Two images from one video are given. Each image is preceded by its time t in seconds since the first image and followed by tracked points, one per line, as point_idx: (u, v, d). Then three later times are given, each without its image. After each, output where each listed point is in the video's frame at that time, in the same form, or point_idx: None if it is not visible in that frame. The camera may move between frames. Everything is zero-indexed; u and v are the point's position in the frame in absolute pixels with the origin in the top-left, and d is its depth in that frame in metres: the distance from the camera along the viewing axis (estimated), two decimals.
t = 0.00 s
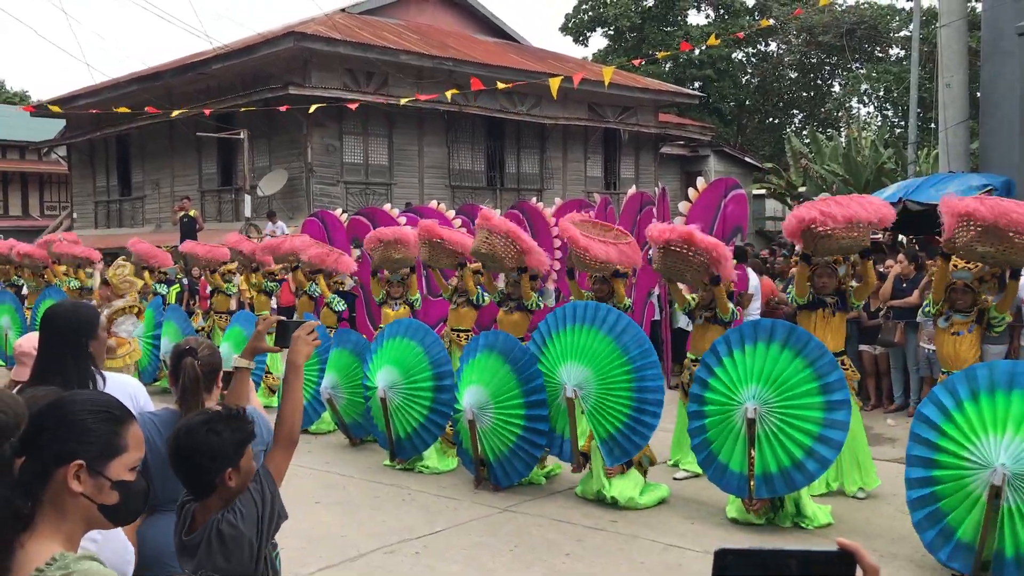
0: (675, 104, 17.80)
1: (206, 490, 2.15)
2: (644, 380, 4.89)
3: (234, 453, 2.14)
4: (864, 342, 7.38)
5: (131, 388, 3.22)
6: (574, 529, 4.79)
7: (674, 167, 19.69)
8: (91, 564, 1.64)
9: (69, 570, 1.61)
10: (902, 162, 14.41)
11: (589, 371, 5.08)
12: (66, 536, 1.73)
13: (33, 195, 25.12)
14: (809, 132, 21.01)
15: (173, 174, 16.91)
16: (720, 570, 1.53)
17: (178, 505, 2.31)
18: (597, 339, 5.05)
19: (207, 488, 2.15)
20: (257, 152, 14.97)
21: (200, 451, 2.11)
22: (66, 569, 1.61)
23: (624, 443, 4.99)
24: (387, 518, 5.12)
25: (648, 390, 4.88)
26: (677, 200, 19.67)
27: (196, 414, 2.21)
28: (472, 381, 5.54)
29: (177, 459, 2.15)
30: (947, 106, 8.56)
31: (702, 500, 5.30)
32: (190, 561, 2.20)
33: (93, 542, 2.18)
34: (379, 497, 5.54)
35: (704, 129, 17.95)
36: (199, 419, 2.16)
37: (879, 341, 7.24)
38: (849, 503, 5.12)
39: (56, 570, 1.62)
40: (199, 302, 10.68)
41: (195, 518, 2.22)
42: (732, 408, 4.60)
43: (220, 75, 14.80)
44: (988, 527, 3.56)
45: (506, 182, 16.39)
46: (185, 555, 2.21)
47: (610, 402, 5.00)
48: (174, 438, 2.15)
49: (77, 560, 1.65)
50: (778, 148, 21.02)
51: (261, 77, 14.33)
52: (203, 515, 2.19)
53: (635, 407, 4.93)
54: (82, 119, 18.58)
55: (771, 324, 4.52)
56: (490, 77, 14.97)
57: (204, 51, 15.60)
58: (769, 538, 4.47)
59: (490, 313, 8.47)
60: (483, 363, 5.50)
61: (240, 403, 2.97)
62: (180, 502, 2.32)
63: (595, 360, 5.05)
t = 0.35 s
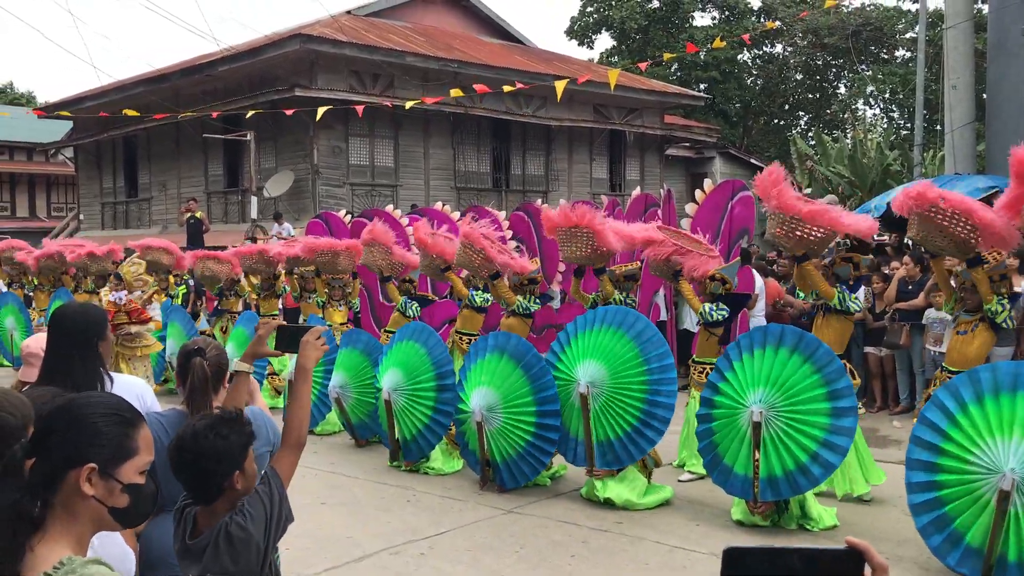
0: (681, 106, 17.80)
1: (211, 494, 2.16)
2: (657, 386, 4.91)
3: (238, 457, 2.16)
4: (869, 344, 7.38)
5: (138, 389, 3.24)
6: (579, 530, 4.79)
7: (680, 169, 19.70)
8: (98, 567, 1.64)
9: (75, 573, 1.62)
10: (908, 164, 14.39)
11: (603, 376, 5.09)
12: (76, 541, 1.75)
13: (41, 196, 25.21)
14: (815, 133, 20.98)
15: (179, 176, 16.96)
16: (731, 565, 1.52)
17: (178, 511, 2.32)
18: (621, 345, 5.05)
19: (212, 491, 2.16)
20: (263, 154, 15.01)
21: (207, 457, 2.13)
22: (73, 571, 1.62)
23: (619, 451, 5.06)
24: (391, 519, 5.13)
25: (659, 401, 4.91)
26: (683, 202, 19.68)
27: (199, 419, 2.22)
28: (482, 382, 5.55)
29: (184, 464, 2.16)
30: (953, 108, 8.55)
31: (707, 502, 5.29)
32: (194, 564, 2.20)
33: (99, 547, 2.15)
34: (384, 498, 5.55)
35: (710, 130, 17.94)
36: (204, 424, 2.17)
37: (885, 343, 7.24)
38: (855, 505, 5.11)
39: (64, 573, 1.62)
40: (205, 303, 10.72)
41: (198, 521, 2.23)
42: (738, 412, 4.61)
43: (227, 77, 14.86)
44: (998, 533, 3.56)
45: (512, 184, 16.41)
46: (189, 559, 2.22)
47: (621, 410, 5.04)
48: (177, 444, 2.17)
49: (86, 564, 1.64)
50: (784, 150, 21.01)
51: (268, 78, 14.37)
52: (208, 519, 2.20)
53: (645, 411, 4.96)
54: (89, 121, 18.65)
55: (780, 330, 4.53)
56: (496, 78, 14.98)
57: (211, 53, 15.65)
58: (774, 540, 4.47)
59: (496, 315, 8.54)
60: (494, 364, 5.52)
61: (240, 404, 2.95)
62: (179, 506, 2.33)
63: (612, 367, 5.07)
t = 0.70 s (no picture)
0: (685, 106, 17.79)
1: (227, 496, 2.13)
2: (650, 396, 4.94)
3: (253, 457, 2.14)
4: (874, 344, 7.36)
5: (144, 389, 3.24)
6: (583, 530, 4.79)
7: (684, 169, 19.71)
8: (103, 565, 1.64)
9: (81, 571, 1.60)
10: (913, 164, 14.35)
11: (597, 390, 5.08)
12: (86, 538, 1.75)
13: (46, 196, 25.30)
14: (820, 133, 20.95)
15: (184, 176, 16.99)
16: (742, 564, 1.54)
17: (181, 508, 2.29)
18: (614, 356, 5.09)
19: (229, 494, 2.12)
20: (267, 154, 15.05)
21: (220, 457, 2.09)
22: (78, 569, 1.61)
23: (617, 462, 5.06)
24: (395, 519, 5.13)
25: (655, 410, 4.93)
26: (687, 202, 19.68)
27: (208, 420, 2.18)
28: (478, 388, 5.56)
29: (193, 465, 2.12)
30: (958, 108, 8.52)
31: (711, 502, 5.29)
32: (207, 564, 2.16)
33: (102, 543, 2.09)
34: (388, 498, 5.56)
35: (714, 130, 17.93)
36: (217, 425, 2.14)
37: (890, 344, 7.22)
38: (859, 505, 5.10)
39: (70, 570, 1.60)
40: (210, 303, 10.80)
41: (208, 521, 2.19)
42: (741, 413, 4.59)
43: (231, 77, 14.88)
44: (997, 532, 3.54)
45: (516, 184, 16.42)
46: (200, 559, 2.18)
47: (617, 421, 5.03)
48: (188, 447, 2.13)
49: (90, 562, 1.63)
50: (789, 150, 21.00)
51: (272, 78, 14.39)
52: (220, 517, 2.16)
53: (641, 419, 4.96)
54: (94, 121, 18.69)
55: (781, 331, 4.53)
56: (500, 78, 14.97)
57: (215, 53, 15.67)
58: (779, 540, 4.47)
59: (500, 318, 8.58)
60: (494, 366, 5.52)
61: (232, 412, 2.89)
62: (181, 503, 2.30)
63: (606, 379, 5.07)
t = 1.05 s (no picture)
0: (690, 105, 17.77)
1: (241, 499, 2.08)
2: (665, 402, 4.81)
3: (266, 460, 2.10)
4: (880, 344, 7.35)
5: (147, 386, 3.25)
6: (587, 530, 4.80)
7: (689, 168, 19.69)
8: (103, 563, 1.64)
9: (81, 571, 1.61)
10: (919, 164, 14.31)
11: (612, 405, 4.97)
12: (90, 535, 1.76)
13: (51, 195, 25.36)
14: (826, 133, 20.91)
15: (190, 174, 17.02)
16: (740, 564, 1.56)
17: (190, 506, 2.25)
18: (620, 365, 4.95)
19: (243, 497, 2.08)
20: (273, 153, 15.07)
21: (231, 462, 2.05)
22: (78, 569, 1.61)
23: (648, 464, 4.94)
24: (400, 517, 5.14)
25: (675, 414, 4.79)
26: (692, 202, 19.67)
27: (217, 425, 2.12)
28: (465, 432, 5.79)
29: (206, 470, 2.07)
30: (964, 108, 8.51)
31: (715, 501, 5.29)
32: (225, 559, 2.13)
33: (104, 541, 2.10)
34: (392, 497, 5.57)
35: (720, 130, 17.89)
36: (229, 431, 2.08)
37: (895, 344, 7.21)
38: (864, 505, 5.09)
39: (70, 569, 1.61)
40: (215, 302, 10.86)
41: (223, 519, 2.15)
42: (739, 414, 4.58)
43: (237, 76, 14.91)
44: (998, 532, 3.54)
45: (521, 183, 16.42)
46: (217, 556, 2.15)
47: (634, 431, 4.94)
48: (204, 455, 2.07)
49: (90, 558, 1.65)
50: (795, 149, 20.97)
51: (278, 77, 14.40)
52: (234, 516, 2.13)
53: (662, 426, 4.84)
54: (100, 119, 18.73)
55: (773, 331, 4.52)
56: (505, 78, 14.96)
57: (221, 52, 15.69)
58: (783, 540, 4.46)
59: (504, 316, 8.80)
60: (472, 415, 5.69)
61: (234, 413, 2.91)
62: (190, 501, 2.26)
63: (618, 395, 4.93)
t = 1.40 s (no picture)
0: (697, 103, 17.74)
1: (260, 495, 2.07)
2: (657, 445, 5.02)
3: (282, 460, 2.09)
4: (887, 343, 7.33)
5: (152, 381, 3.25)
6: (592, 528, 4.79)
7: (696, 167, 19.66)
8: (106, 560, 1.64)
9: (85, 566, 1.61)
10: (927, 163, 14.26)
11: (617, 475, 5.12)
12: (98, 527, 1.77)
13: (59, 191, 25.45)
14: (833, 132, 20.86)
15: (196, 171, 17.04)
16: (736, 561, 1.60)
17: (200, 504, 2.21)
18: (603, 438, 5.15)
19: (262, 494, 2.08)
20: (279, 150, 15.09)
21: (250, 464, 2.03)
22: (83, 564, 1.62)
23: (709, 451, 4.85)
24: (406, 514, 5.15)
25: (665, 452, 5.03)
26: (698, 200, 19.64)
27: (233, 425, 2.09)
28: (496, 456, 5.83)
29: (228, 469, 2.04)
30: (973, 107, 8.47)
31: (721, 500, 5.28)
32: (241, 555, 2.12)
33: (111, 535, 2.09)
34: (397, 494, 5.57)
35: (726, 128, 17.84)
36: (248, 433, 2.06)
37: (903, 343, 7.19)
38: (870, 505, 5.08)
39: (75, 562, 1.63)
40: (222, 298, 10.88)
41: (239, 515, 2.12)
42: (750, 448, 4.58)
43: (243, 73, 14.92)
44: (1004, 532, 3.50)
45: (527, 181, 16.41)
46: (232, 552, 2.13)
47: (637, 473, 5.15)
48: (224, 457, 2.04)
49: (95, 552, 1.66)
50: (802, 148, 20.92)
51: (285, 74, 14.42)
52: (250, 512, 2.11)
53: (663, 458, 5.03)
54: (108, 116, 18.76)
55: (747, 367, 4.52)
56: (512, 76, 14.96)
57: (228, 49, 15.72)
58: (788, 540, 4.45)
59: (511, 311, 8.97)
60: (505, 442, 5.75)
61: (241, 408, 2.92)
62: (199, 498, 2.22)
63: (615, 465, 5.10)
